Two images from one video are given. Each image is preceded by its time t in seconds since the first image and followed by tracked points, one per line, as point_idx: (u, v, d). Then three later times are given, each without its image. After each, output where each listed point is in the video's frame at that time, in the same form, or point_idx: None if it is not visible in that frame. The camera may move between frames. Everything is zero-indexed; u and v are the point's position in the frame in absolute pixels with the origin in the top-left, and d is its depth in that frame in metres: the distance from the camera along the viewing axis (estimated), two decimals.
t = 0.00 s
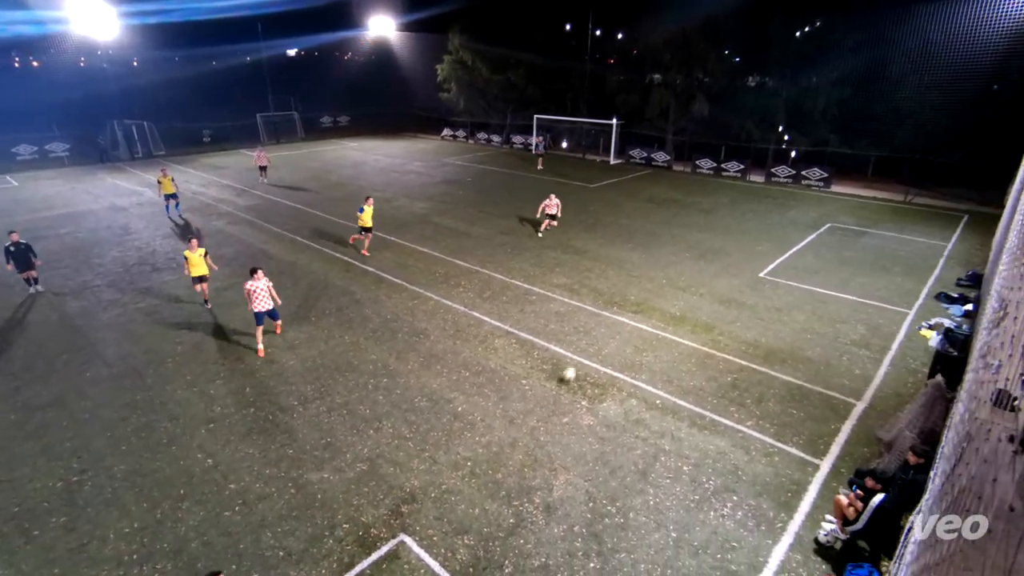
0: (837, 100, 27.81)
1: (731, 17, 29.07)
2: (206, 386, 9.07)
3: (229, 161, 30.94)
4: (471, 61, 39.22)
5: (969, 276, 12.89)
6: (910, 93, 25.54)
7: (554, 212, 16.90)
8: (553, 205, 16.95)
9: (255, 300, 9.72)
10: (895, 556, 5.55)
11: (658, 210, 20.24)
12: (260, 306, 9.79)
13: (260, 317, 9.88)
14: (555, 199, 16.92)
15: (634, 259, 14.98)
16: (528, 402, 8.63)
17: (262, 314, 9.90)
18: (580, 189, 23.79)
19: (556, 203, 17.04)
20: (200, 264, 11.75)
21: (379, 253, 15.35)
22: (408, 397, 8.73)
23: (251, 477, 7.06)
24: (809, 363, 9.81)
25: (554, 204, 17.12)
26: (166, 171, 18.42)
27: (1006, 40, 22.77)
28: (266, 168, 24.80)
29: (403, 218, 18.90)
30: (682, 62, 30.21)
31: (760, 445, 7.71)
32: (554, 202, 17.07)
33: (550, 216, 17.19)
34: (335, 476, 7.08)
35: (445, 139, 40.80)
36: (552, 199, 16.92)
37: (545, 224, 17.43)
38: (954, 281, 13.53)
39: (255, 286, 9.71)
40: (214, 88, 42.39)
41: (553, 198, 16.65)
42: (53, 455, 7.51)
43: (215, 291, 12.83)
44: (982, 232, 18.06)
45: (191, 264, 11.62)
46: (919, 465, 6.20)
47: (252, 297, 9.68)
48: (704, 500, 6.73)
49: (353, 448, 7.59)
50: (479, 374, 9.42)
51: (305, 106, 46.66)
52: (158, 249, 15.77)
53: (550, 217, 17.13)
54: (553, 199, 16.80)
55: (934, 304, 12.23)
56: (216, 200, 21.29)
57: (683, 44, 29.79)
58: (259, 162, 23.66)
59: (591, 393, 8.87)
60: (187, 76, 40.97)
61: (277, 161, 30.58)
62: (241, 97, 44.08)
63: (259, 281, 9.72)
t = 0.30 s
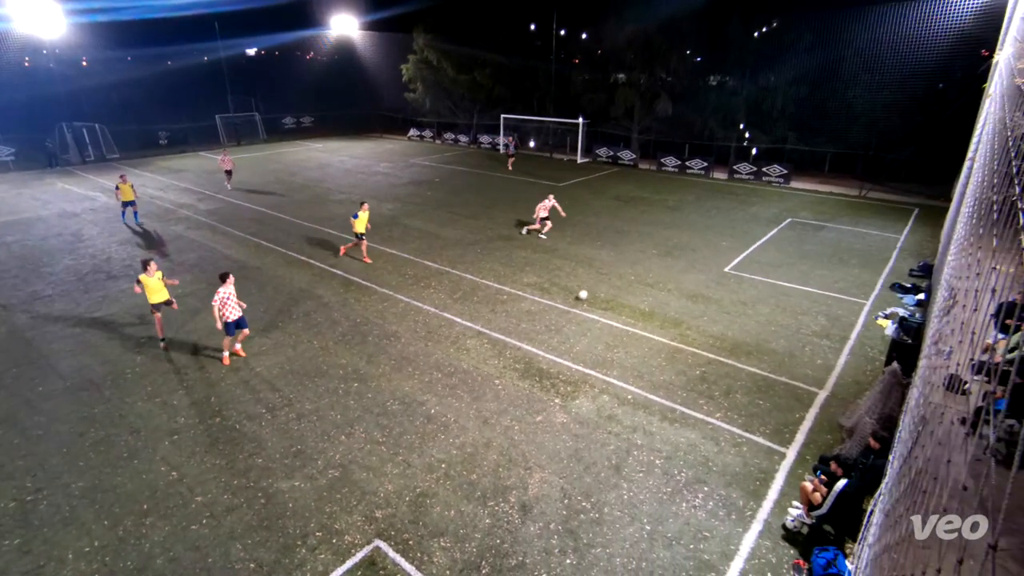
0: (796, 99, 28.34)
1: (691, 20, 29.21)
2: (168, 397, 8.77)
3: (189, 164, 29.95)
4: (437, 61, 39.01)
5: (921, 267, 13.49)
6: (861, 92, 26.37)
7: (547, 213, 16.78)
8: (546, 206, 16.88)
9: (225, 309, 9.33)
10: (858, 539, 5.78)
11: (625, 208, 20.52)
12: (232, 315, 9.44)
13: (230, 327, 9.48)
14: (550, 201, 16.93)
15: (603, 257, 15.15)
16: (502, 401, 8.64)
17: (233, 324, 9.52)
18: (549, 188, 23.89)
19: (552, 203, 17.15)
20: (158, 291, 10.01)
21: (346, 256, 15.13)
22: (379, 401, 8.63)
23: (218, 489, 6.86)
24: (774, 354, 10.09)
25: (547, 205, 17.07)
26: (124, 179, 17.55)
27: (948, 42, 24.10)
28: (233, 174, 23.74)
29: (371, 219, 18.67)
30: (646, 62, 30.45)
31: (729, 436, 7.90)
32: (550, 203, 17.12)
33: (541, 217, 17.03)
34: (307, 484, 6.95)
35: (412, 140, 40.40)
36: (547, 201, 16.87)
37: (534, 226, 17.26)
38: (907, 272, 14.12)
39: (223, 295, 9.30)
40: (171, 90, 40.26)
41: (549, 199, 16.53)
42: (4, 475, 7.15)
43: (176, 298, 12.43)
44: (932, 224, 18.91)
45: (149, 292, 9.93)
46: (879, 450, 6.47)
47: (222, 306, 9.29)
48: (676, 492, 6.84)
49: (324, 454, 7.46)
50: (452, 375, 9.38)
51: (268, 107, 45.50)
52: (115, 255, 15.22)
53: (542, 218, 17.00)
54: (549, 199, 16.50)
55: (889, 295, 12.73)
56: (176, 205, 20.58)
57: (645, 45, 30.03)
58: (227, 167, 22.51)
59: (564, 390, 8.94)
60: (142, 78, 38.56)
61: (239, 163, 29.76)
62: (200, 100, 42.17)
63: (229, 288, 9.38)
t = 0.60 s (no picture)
0: (796, 99, 28.34)
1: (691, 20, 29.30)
2: (168, 397, 8.77)
3: (189, 163, 29.90)
4: (437, 61, 39.02)
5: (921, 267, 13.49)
6: (862, 92, 26.35)
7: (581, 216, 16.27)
8: (579, 207, 16.34)
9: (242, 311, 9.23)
10: (858, 539, 5.80)
11: (625, 208, 20.52)
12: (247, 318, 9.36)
13: (244, 327, 9.44)
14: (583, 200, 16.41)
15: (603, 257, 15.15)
16: (502, 401, 8.64)
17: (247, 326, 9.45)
18: (549, 187, 23.88)
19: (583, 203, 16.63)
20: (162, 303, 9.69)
21: (346, 256, 15.13)
22: (379, 401, 8.63)
23: (218, 489, 6.85)
24: (774, 355, 10.09)
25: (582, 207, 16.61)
26: (133, 177, 17.40)
27: (948, 43, 24.11)
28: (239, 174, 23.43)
29: (371, 219, 18.66)
30: (646, 62, 30.47)
31: (729, 435, 7.91)
32: (583, 203, 16.61)
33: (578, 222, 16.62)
34: (306, 484, 6.95)
35: (412, 140, 40.39)
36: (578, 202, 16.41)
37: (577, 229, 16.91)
38: (907, 272, 14.12)
39: (241, 297, 9.21)
40: (171, 89, 40.18)
41: (576, 201, 16.06)
42: (3, 475, 7.14)
43: (176, 297, 12.43)
44: (931, 224, 18.92)
45: (151, 301, 9.58)
46: (879, 450, 6.48)
47: (241, 308, 9.22)
48: (676, 492, 6.84)
49: (324, 454, 7.46)
50: (452, 375, 9.38)
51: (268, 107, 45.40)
52: (115, 255, 15.20)
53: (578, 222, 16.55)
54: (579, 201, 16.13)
55: (890, 295, 12.72)
56: (176, 205, 20.55)
57: (645, 45, 30.05)
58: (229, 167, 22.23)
59: (564, 390, 8.94)
60: (142, 78, 38.46)
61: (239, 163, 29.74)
62: (200, 100, 42.04)
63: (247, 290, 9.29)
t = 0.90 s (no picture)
0: (796, 99, 28.34)
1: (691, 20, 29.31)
2: (168, 397, 8.77)
3: (189, 163, 29.91)
4: (437, 61, 39.03)
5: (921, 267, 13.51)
6: (861, 92, 26.32)
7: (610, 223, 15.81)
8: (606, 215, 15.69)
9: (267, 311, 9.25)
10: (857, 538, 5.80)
11: (625, 208, 20.53)
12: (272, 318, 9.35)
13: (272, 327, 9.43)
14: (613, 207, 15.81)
15: (602, 257, 15.15)
16: (502, 401, 8.64)
17: (271, 325, 9.45)
18: (549, 188, 23.88)
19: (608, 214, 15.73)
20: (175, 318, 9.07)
21: (346, 256, 15.13)
22: (379, 401, 8.63)
23: (218, 489, 6.85)
24: (774, 355, 10.10)
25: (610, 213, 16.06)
26: (148, 177, 17.35)
27: (948, 43, 24.10)
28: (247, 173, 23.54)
29: (371, 219, 18.68)
30: (646, 62, 30.47)
31: (728, 435, 7.91)
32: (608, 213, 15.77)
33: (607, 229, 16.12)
34: (306, 484, 6.95)
35: (412, 140, 40.40)
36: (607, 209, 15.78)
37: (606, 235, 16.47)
38: (907, 272, 14.12)
39: (267, 298, 9.22)
40: (171, 89, 40.17)
41: (603, 209, 15.31)
42: (3, 475, 7.14)
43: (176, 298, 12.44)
44: (931, 224, 18.93)
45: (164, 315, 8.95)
46: (879, 450, 6.48)
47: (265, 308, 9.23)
48: (676, 493, 6.84)
49: (324, 454, 7.45)
50: (452, 375, 9.38)
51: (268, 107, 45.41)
52: (115, 255, 15.21)
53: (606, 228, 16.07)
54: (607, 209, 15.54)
55: (889, 295, 12.72)
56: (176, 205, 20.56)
57: (645, 45, 30.06)
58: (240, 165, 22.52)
59: (564, 390, 8.94)
60: (142, 78, 38.44)
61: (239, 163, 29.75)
62: (200, 100, 42.04)
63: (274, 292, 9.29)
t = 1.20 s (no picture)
0: (795, 99, 28.35)
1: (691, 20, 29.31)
2: (168, 397, 8.78)
3: (189, 164, 29.94)
4: (437, 61, 39.05)
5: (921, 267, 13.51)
6: (861, 92, 26.31)
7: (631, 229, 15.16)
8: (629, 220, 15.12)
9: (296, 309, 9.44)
10: (858, 539, 5.80)
11: (625, 208, 20.54)
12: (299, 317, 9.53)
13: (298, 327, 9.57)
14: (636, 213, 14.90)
15: (602, 257, 15.15)
16: (502, 401, 8.65)
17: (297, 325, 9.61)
18: (548, 188, 23.89)
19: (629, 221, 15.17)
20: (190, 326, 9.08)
21: (346, 256, 15.15)
22: (379, 401, 8.63)
23: (218, 489, 6.86)
24: (774, 355, 10.10)
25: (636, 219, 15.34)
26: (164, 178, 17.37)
27: (948, 43, 24.10)
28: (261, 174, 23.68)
29: (371, 219, 18.71)
30: (646, 62, 30.48)
31: (729, 436, 7.90)
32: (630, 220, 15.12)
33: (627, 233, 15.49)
34: (307, 484, 6.95)
35: (412, 140, 40.42)
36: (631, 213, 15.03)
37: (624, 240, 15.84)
38: (907, 272, 14.13)
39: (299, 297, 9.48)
40: (171, 90, 40.16)
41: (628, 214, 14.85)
42: (4, 475, 7.16)
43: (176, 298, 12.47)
44: (931, 224, 18.95)
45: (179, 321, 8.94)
46: (879, 450, 6.49)
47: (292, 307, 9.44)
48: (676, 493, 6.85)
49: (325, 455, 7.45)
50: (452, 375, 9.38)
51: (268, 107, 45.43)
52: (115, 255, 15.22)
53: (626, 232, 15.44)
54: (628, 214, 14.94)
55: (890, 295, 12.72)
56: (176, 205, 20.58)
57: (645, 45, 30.06)
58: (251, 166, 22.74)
59: (564, 390, 8.95)
60: (142, 78, 38.43)
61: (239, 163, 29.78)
62: (200, 100, 42.03)
63: (308, 293, 9.53)
